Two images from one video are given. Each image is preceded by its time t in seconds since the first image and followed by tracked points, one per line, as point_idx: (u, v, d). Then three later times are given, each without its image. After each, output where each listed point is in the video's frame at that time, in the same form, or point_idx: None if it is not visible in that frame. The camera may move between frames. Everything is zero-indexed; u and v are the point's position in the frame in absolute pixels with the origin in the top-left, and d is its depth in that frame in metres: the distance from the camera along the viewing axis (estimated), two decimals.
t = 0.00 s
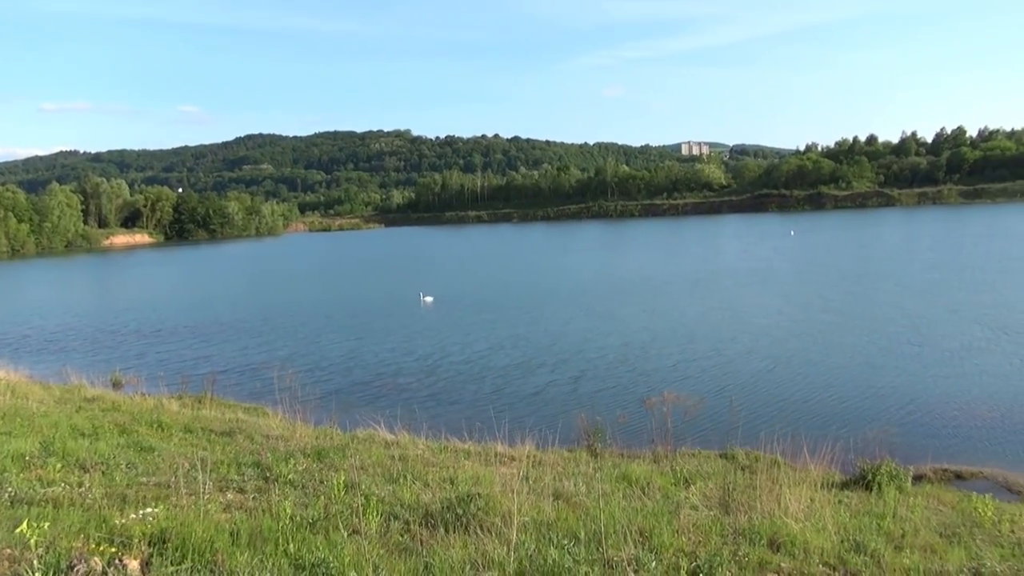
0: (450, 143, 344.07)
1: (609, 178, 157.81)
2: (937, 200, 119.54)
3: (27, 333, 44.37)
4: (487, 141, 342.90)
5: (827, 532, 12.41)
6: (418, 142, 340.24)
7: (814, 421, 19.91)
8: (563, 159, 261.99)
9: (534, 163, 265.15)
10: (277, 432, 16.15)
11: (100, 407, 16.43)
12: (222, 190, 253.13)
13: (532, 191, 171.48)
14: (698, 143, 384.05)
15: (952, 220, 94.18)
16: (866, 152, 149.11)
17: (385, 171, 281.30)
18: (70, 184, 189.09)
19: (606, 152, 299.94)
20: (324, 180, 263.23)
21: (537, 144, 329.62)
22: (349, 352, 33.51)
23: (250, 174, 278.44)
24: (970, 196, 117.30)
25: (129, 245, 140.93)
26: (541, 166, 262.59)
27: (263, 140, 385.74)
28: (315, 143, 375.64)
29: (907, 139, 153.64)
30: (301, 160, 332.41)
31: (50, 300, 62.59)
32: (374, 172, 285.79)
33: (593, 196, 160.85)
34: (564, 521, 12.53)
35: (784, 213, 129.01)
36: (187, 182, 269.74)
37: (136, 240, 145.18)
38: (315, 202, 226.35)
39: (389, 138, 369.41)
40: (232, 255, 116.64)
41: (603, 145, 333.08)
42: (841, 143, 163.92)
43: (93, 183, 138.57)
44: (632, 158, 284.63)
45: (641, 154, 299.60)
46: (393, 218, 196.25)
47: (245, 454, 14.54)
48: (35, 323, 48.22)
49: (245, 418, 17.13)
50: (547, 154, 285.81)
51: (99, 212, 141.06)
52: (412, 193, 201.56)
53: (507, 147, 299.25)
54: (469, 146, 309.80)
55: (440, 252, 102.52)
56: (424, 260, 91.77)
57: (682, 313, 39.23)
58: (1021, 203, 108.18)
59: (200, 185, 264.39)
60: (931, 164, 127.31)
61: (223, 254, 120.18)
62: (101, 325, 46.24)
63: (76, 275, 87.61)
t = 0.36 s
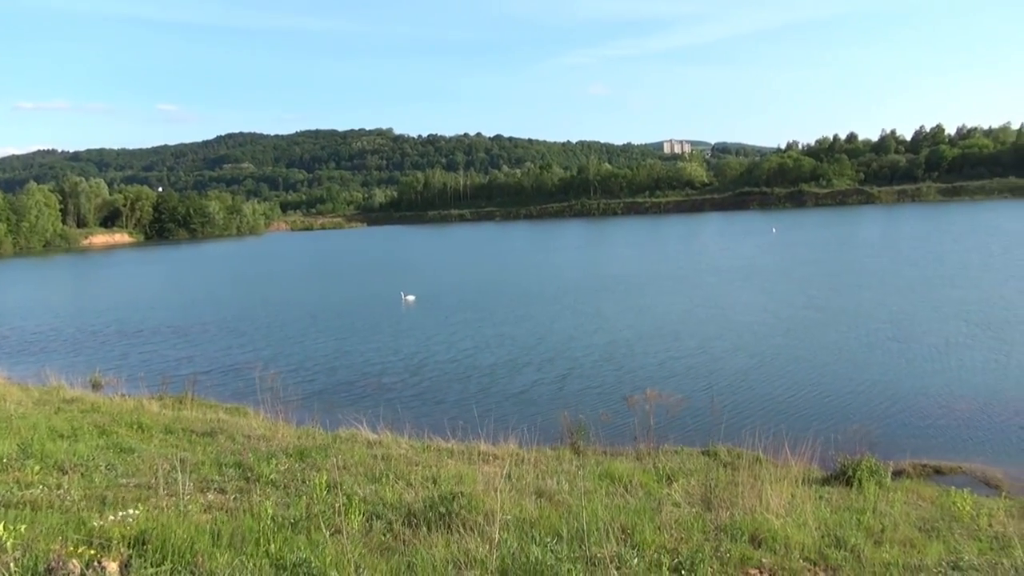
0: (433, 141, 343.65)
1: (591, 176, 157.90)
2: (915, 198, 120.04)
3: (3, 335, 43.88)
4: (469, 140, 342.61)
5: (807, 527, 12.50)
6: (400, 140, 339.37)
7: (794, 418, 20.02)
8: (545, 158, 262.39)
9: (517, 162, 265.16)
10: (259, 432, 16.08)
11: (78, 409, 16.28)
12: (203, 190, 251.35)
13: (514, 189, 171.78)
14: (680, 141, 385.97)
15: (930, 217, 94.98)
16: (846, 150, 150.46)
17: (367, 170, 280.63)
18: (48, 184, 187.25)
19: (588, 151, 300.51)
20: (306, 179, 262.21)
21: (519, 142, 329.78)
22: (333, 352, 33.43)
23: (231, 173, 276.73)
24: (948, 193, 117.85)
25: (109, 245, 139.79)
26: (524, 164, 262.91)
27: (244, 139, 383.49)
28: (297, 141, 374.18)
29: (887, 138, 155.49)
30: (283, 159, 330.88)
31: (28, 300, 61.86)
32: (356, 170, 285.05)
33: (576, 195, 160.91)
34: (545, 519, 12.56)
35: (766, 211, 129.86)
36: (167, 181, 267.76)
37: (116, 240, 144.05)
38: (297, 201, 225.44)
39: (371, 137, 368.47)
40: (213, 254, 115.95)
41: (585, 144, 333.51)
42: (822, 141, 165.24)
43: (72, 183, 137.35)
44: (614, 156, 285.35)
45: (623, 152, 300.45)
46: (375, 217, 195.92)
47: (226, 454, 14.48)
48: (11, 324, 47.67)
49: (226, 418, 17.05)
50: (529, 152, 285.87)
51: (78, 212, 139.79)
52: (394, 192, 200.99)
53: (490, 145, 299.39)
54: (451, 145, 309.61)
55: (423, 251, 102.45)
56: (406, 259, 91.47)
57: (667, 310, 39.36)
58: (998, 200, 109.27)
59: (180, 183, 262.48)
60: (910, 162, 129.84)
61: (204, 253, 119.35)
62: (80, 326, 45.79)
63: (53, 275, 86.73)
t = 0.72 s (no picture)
0: (415, 139, 342.94)
1: (574, 174, 157.56)
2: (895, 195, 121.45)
3: None
4: (452, 138, 342.25)
5: (788, 523, 12.56)
6: (382, 138, 338.42)
7: (776, 415, 20.13)
8: (528, 156, 262.60)
9: (499, 160, 265.15)
10: (240, 433, 16.00)
11: (57, 410, 16.14)
12: (183, 189, 249.42)
13: (497, 188, 171.86)
14: (662, 139, 388.30)
15: (908, 215, 95.91)
16: (826, 148, 151.58)
17: (349, 169, 279.67)
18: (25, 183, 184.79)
19: (571, 149, 301.09)
20: (288, 178, 260.90)
21: (502, 140, 329.76)
22: (318, 351, 33.31)
23: (212, 172, 274.73)
24: (927, 190, 118.88)
25: (88, 244, 138.31)
26: (507, 162, 262.93)
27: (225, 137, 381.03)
28: (278, 140, 372.35)
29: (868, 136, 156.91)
30: (264, 157, 328.99)
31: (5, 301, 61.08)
32: (339, 169, 283.97)
33: (559, 193, 161.00)
34: (528, 518, 12.56)
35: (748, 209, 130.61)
36: (147, 180, 265.40)
37: (95, 239, 142.50)
38: (278, 200, 224.19)
39: (353, 135, 367.44)
40: (193, 253, 115.07)
41: (568, 142, 333.98)
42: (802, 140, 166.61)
43: (50, 182, 135.56)
44: (597, 155, 286.10)
45: (605, 151, 301.21)
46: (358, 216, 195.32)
47: (207, 455, 14.42)
48: None
49: (207, 419, 16.97)
50: (512, 151, 286.14)
51: (57, 211, 138.08)
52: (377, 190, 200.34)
53: (472, 143, 299.38)
54: (434, 143, 309.28)
55: (406, 250, 102.27)
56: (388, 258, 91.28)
57: (652, 309, 39.50)
58: (976, 198, 110.45)
59: (160, 182, 260.25)
60: (889, 160, 131.40)
61: (185, 253, 118.41)
62: (56, 326, 45.29)
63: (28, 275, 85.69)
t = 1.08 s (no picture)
0: (398, 138, 342.05)
1: (557, 174, 157.74)
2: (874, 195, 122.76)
3: None
4: (434, 137, 341.95)
5: (769, 522, 12.63)
6: (364, 137, 337.36)
7: (755, 414, 20.28)
8: (511, 155, 262.88)
9: (482, 160, 265.09)
10: (220, 433, 15.92)
11: (35, 411, 16.00)
12: (163, 188, 247.17)
13: (479, 187, 171.73)
14: (644, 140, 389.92)
15: (887, 215, 96.87)
16: (807, 148, 152.77)
17: (331, 168, 278.50)
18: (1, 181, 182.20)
19: (553, 149, 301.44)
20: (269, 177, 259.36)
21: (484, 140, 329.66)
22: (301, 351, 33.16)
23: (192, 171, 272.40)
24: (906, 190, 120.11)
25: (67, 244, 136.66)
26: (490, 162, 262.91)
27: (206, 136, 378.95)
28: (259, 139, 369.83)
29: (847, 136, 158.37)
30: (245, 156, 326.86)
31: None
32: (321, 168, 282.65)
33: (541, 193, 160.99)
34: (510, 517, 12.57)
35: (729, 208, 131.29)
36: (125, 179, 262.61)
37: (74, 238, 140.77)
38: (260, 199, 222.73)
39: (335, 134, 366.00)
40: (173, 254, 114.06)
41: (550, 142, 334.45)
42: (782, 141, 167.86)
43: (27, 181, 133.72)
44: (579, 155, 286.78)
45: (587, 151, 301.97)
46: (340, 215, 194.47)
47: (187, 455, 14.35)
48: None
49: (187, 419, 16.87)
50: (494, 151, 286.17)
51: (34, 210, 136.31)
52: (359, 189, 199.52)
53: (454, 143, 299.45)
54: (416, 142, 308.88)
55: (388, 250, 101.93)
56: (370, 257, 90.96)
57: (637, 308, 39.62)
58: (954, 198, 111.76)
59: (139, 182, 257.85)
60: (868, 161, 132.82)
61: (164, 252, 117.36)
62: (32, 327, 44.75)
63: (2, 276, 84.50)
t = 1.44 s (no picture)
0: (380, 137, 341.16)
1: (539, 173, 157.78)
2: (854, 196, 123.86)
3: None
4: (417, 136, 341.04)
5: (749, 520, 12.69)
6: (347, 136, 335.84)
7: (738, 413, 20.35)
8: (493, 155, 263.05)
9: (464, 159, 264.86)
10: (200, 433, 15.84)
11: (11, 412, 15.81)
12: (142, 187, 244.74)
13: (461, 187, 171.50)
14: (628, 139, 390.82)
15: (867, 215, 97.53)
16: (788, 149, 153.86)
17: (313, 167, 277.11)
18: None
19: (535, 148, 301.72)
20: (250, 176, 257.63)
21: (466, 139, 329.63)
22: (285, 352, 32.99)
23: (172, 169, 270.03)
24: (886, 191, 121.04)
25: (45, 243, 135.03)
26: (473, 161, 262.93)
27: (186, 134, 375.91)
28: (240, 137, 367.43)
29: (828, 137, 159.38)
30: (226, 155, 324.56)
31: None
32: (303, 167, 281.26)
33: (524, 192, 160.83)
34: (491, 516, 12.55)
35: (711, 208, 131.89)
36: (104, 177, 259.66)
37: (52, 237, 139.07)
38: (240, 198, 221.16)
39: (317, 133, 363.95)
40: (152, 253, 113.16)
41: (533, 142, 334.82)
42: (763, 141, 168.99)
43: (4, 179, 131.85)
44: (561, 155, 287.42)
45: (569, 151, 302.62)
46: (322, 214, 193.55)
47: (167, 456, 14.25)
48: None
49: (166, 420, 16.77)
50: (476, 150, 286.16)
51: (11, 209, 134.46)
52: (341, 188, 198.72)
53: (437, 143, 298.69)
54: (399, 141, 307.84)
55: (370, 249, 101.55)
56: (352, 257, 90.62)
57: (622, 307, 39.72)
58: (933, 198, 112.90)
59: (118, 180, 255.19)
60: (849, 161, 133.74)
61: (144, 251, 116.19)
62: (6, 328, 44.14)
63: None
